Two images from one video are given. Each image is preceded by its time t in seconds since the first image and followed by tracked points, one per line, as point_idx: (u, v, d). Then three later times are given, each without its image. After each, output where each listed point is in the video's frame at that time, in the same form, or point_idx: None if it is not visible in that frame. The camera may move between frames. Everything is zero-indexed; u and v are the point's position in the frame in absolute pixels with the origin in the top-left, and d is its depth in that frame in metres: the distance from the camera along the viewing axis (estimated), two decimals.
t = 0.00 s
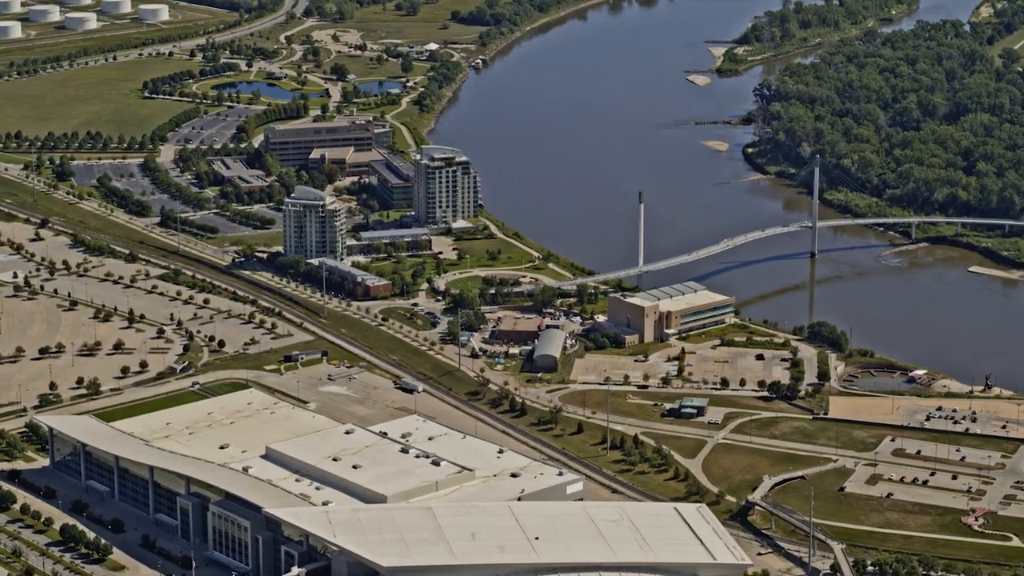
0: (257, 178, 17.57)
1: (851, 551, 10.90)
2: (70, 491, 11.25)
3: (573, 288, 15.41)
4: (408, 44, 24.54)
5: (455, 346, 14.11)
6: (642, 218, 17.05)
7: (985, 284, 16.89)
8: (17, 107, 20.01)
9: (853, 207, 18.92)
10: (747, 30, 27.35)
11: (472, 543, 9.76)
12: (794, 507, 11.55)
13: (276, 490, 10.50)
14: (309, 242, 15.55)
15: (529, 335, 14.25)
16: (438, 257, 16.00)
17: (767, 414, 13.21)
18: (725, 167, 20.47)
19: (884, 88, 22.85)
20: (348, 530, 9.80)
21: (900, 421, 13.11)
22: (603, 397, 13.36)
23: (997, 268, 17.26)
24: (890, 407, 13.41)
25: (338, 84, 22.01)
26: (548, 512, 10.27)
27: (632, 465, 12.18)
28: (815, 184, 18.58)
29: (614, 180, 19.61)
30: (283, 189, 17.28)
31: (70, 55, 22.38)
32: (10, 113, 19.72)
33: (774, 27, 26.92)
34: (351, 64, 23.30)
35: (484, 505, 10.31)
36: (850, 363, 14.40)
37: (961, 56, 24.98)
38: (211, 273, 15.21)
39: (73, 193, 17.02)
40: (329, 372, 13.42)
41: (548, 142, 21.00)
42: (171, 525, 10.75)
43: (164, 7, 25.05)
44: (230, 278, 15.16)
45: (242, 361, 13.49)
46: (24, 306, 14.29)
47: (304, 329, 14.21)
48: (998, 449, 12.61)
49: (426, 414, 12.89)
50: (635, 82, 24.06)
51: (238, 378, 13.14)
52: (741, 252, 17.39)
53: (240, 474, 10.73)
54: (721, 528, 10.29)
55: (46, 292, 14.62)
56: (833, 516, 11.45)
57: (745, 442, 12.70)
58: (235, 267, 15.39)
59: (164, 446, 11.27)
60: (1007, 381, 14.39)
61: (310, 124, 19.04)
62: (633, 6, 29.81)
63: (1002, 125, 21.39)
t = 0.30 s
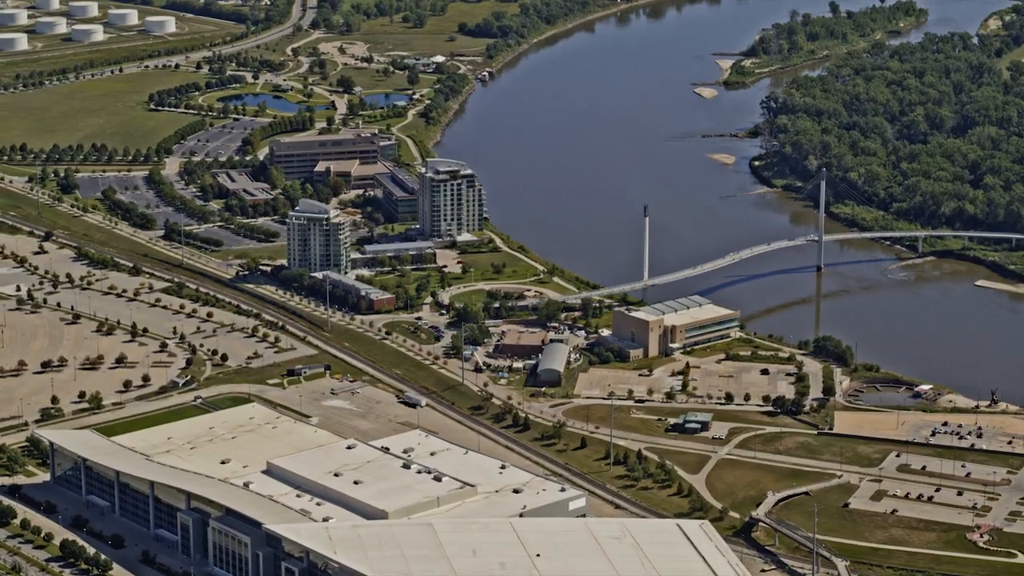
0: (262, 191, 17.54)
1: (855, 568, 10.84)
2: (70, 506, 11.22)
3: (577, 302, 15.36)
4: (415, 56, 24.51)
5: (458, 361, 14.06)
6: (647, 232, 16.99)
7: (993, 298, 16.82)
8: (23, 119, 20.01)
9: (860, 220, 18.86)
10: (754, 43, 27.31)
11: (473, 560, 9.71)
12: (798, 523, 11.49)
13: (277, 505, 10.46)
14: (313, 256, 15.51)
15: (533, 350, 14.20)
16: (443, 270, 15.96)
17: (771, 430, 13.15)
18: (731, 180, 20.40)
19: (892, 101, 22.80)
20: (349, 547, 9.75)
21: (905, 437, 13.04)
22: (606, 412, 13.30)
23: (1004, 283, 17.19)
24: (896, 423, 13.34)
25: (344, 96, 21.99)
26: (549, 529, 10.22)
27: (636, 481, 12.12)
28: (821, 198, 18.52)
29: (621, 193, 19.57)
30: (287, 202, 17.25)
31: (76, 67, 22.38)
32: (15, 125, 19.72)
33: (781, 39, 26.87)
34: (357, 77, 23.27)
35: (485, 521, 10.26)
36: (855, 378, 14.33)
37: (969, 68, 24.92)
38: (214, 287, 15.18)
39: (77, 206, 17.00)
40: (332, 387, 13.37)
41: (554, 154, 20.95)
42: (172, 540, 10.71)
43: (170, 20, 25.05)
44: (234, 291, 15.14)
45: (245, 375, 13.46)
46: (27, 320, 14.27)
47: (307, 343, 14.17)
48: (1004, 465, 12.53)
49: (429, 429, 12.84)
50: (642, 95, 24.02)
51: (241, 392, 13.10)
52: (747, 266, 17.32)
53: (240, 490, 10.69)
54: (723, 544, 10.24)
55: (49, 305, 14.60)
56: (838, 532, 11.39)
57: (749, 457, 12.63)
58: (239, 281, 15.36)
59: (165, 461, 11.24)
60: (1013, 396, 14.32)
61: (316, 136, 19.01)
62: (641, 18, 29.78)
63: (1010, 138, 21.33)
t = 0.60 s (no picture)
0: (265, 205, 17.51)
1: None
2: (69, 523, 11.18)
3: (580, 317, 15.31)
4: (420, 69, 24.49)
5: (460, 376, 14.00)
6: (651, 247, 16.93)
7: (998, 313, 16.75)
8: (27, 133, 20.01)
9: (865, 235, 18.80)
10: (760, 56, 27.27)
11: None
12: (800, 541, 11.43)
13: (276, 523, 10.41)
14: (316, 270, 15.47)
15: (535, 365, 14.14)
16: (446, 285, 15.92)
17: (775, 446, 13.08)
18: (736, 194, 20.34)
19: (897, 115, 22.75)
20: (347, 565, 9.70)
21: (909, 453, 12.97)
22: (609, 428, 13.24)
23: (1010, 298, 17.12)
24: (900, 440, 13.26)
25: (349, 110, 21.98)
26: (549, 547, 10.16)
27: (638, 498, 12.06)
28: (826, 213, 18.45)
29: (625, 207, 19.53)
30: (291, 217, 17.22)
31: (81, 81, 22.38)
32: (19, 138, 19.72)
33: (787, 53, 26.84)
34: (362, 90, 23.26)
35: (485, 539, 10.21)
36: (859, 394, 14.26)
37: (975, 82, 24.87)
38: (216, 302, 15.15)
39: (80, 220, 16.98)
40: (333, 403, 13.32)
41: (558, 168, 20.92)
42: (170, 557, 10.67)
43: (176, 33, 25.05)
44: (236, 306, 15.10)
45: (246, 391, 13.42)
46: (28, 335, 14.24)
47: (309, 358, 14.13)
48: (1008, 482, 12.46)
49: (430, 445, 12.79)
50: (648, 108, 23.99)
51: (242, 408, 13.06)
52: (751, 281, 17.26)
53: (239, 507, 10.64)
54: (724, 563, 10.17)
55: (50, 319, 14.57)
56: (840, 550, 11.32)
57: (752, 474, 12.57)
58: (241, 295, 15.33)
59: (164, 477, 11.20)
60: (1018, 413, 14.23)
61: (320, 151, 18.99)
62: (647, 32, 29.76)
63: (1016, 152, 21.27)
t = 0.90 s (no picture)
0: (266, 219, 17.48)
1: None
2: (66, 539, 11.14)
3: (581, 332, 15.26)
4: (423, 83, 24.47)
5: (460, 392, 13.95)
6: (652, 261, 16.86)
7: (1002, 328, 16.68)
8: (29, 146, 20.00)
9: (868, 249, 18.74)
10: (763, 69, 27.22)
11: None
12: (800, 558, 11.37)
13: (272, 539, 10.36)
14: (316, 284, 15.43)
15: (535, 380, 14.09)
16: (446, 299, 15.88)
17: (775, 462, 13.02)
18: (738, 208, 20.27)
19: (901, 129, 22.71)
20: None
21: (911, 470, 12.90)
22: (608, 443, 13.19)
23: (1013, 312, 17.06)
24: (901, 455, 13.20)
25: (351, 123, 21.96)
26: (547, 565, 10.10)
27: (638, 514, 12.00)
28: (829, 226, 18.40)
29: (627, 220, 19.48)
30: (292, 230, 17.17)
31: (83, 94, 22.36)
32: (21, 152, 19.69)
33: (791, 66, 26.80)
34: (365, 103, 23.22)
35: (482, 556, 10.15)
36: (861, 410, 14.20)
37: (979, 95, 24.83)
38: (216, 316, 15.12)
39: (80, 234, 16.95)
40: (332, 418, 13.27)
41: (560, 181, 20.86)
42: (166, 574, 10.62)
43: (179, 46, 25.04)
44: (236, 320, 15.07)
45: (245, 406, 13.37)
46: (27, 349, 14.21)
47: (309, 373, 14.08)
48: (1010, 498, 12.39)
49: (429, 460, 12.74)
50: (651, 121, 23.95)
51: (241, 423, 13.02)
52: (753, 295, 17.20)
53: (236, 523, 10.60)
54: None
55: (49, 333, 14.54)
56: (840, 567, 11.26)
57: (752, 490, 12.51)
58: (241, 310, 15.30)
59: (161, 493, 11.15)
60: (1020, 429, 14.16)
61: (321, 164, 18.95)
62: (651, 44, 29.73)
63: (1019, 166, 21.22)
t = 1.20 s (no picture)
0: (265, 234, 17.44)
1: None
2: (60, 557, 11.09)
3: (581, 348, 15.20)
4: (424, 97, 24.44)
5: (458, 408, 13.89)
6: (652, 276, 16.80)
7: (1003, 345, 16.61)
8: (29, 161, 19.97)
9: (869, 265, 18.68)
10: (765, 83, 27.18)
11: None
12: None
13: (267, 558, 10.30)
14: (314, 300, 15.39)
15: (534, 397, 14.03)
16: (445, 315, 15.82)
17: (774, 480, 12.96)
18: (739, 224, 20.21)
19: (903, 144, 22.66)
20: None
21: (911, 487, 12.83)
22: (606, 461, 13.12)
23: (1015, 329, 16.99)
24: (901, 473, 13.13)
25: (352, 138, 21.93)
26: None
27: (635, 532, 11.93)
28: (830, 242, 18.33)
29: (627, 235, 19.43)
30: (291, 245, 17.13)
31: (83, 108, 22.35)
32: (21, 167, 19.67)
33: (793, 80, 26.75)
34: (365, 118, 23.20)
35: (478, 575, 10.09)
36: (861, 427, 14.13)
37: (981, 110, 24.78)
38: (214, 331, 15.08)
39: (79, 249, 16.92)
40: (330, 435, 13.21)
41: (561, 196, 20.81)
42: None
43: (180, 60, 25.03)
44: (235, 336, 15.02)
45: (242, 423, 13.32)
46: (24, 365, 14.17)
47: (306, 389, 14.03)
48: (1010, 517, 12.32)
49: (426, 478, 12.68)
50: (652, 136, 23.90)
51: (237, 441, 12.96)
52: (754, 311, 17.13)
53: (230, 541, 10.54)
54: None
55: (46, 349, 14.51)
56: None
57: (751, 508, 12.44)
58: (239, 325, 15.25)
59: (156, 511, 11.11)
60: (1021, 446, 14.09)
61: (321, 179, 18.92)
62: (653, 59, 29.69)
63: (1021, 181, 21.16)
